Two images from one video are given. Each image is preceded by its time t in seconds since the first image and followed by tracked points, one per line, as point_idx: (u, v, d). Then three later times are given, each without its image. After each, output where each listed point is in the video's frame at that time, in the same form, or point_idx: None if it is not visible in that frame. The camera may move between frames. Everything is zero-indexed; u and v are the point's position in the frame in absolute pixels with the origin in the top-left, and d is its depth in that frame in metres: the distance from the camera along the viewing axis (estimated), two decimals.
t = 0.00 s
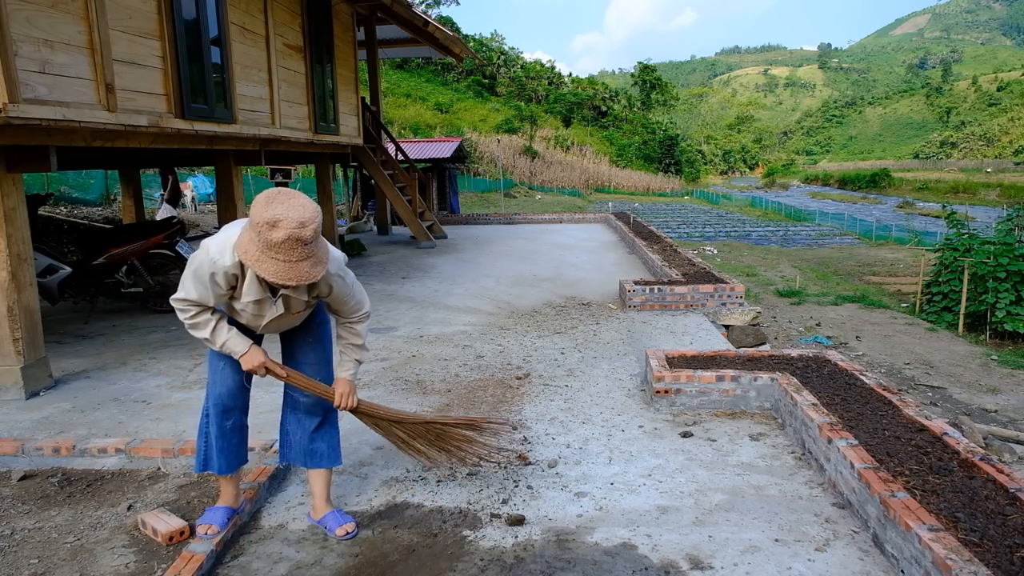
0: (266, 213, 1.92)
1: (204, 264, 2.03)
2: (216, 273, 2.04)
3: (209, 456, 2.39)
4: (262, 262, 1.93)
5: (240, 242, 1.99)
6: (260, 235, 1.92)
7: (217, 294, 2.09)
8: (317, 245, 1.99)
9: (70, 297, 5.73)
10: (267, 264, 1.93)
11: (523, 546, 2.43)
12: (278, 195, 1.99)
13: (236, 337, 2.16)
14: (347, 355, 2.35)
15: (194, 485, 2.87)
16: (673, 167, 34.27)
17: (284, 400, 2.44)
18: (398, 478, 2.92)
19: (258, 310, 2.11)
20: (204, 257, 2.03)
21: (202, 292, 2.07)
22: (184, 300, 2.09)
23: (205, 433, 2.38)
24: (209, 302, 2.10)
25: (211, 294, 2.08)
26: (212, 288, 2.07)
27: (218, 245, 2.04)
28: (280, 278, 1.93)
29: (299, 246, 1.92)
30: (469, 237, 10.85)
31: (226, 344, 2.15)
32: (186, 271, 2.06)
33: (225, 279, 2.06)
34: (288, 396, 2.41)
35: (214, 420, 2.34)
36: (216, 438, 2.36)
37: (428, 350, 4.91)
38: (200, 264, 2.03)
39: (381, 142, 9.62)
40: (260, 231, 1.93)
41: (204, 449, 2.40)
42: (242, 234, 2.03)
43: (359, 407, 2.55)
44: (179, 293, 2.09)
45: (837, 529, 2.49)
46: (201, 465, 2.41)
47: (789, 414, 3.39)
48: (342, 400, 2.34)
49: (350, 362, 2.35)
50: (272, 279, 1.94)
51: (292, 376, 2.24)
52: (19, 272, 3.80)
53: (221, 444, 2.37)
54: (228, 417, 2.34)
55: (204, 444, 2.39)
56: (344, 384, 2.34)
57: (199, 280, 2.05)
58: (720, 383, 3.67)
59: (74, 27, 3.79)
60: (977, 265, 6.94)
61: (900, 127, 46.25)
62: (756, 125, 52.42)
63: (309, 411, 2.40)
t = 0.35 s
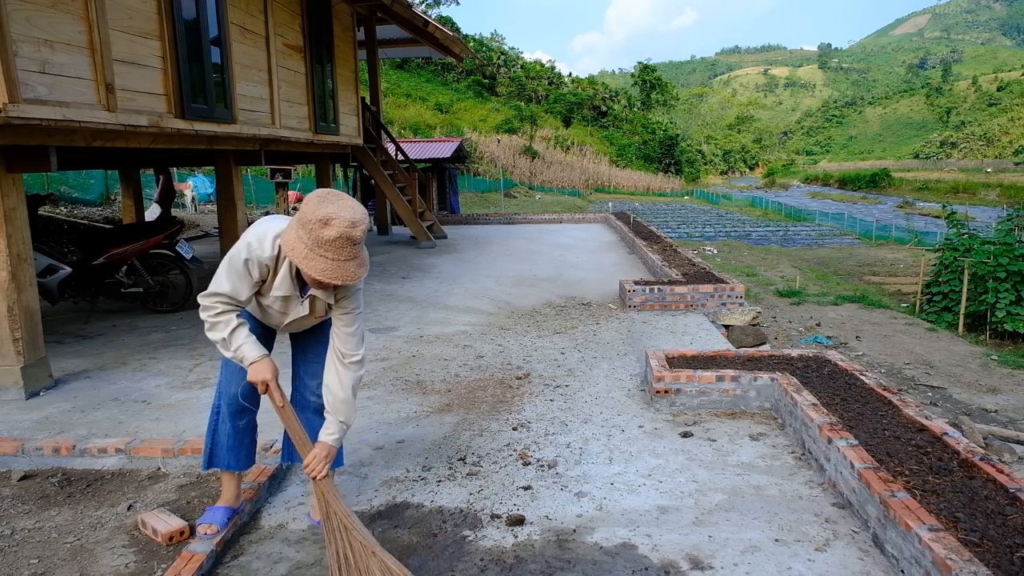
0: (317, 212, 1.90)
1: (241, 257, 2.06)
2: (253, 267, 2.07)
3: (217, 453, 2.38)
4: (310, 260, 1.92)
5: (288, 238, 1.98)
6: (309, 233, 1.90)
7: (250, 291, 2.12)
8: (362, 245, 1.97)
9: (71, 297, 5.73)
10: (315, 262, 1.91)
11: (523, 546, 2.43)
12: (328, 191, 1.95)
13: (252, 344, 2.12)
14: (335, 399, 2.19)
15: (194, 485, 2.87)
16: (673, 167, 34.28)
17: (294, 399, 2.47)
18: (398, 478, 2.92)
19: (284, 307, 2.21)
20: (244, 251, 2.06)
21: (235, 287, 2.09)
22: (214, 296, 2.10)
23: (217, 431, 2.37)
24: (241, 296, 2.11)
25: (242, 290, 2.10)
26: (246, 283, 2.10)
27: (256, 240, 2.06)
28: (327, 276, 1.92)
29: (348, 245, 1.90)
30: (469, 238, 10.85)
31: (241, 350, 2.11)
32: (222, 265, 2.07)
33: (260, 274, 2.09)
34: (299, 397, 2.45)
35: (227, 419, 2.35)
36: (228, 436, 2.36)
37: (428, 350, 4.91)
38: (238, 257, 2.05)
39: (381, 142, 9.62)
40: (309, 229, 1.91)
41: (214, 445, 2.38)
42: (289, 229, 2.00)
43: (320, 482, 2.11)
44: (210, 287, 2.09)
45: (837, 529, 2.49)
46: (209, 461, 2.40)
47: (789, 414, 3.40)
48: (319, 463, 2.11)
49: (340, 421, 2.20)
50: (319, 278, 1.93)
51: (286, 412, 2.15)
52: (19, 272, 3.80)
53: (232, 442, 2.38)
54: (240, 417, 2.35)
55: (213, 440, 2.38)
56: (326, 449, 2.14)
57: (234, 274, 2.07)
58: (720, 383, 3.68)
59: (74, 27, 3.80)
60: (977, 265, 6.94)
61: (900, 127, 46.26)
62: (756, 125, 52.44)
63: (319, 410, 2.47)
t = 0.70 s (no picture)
0: (336, 212, 1.91)
1: (252, 255, 2.04)
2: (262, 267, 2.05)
3: (225, 455, 2.38)
4: (329, 260, 1.92)
5: (305, 239, 1.97)
6: (329, 233, 1.91)
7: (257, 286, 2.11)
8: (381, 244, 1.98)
9: (71, 297, 5.73)
10: (335, 262, 1.92)
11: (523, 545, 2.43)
12: (345, 192, 1.97)
13: (251, 323, 2.14)
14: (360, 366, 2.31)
15: (193, 485, 2.87)
16: (673, 167, 34.28)
17: (304, 401, 2.44)
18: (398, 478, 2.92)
19: (302, 309, 2.16)
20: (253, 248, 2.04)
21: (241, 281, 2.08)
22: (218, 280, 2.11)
23: (227, 432, 2.37)
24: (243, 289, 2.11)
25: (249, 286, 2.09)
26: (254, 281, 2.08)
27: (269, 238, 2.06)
28: (348, 277, 1.93)
29: (368, 245, 1.91)
30: (469, 237, 10.85)
31: (240, 328, 2.14)
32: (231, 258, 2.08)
33: (270, 275, 2.07)
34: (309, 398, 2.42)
35: (238, 421, 2.36)
36: (237, 438, 2.37)
37: (428, 350, 4.91)
38: (248, 254, 2.05)
39: (381, 142, 9.62)
40: (329, 229, 1.91)
41: (223, 446, 2.38)
42: (305, 230, 2.01)
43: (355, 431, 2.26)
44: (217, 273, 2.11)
45: (837, 529, 2.49)
46: (218, 466, 2.39)
47: (789, 414, 3.39)
48: (349, 413, 2.20)
49: (367, 375, 2.30)
50: (339, 278, 1.93)
51: (298, 376, 2.19)
52: (19, 272, 3.80)
53: (242, 445, 2.38)
54: (251, 420, 2.36)
55: (222, 441, 2.38)
56: (355, 399, 2.22)
57: (242, 270, 2.07)
58: (720, 383, 3.67)
59: (74, 27, 3.80)
60: (977, 265, 6.94)
61: (900, 127, 46.27)
62: (756, 125, 52.46)
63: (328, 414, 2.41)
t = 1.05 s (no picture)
0: (363, 207, 1.93)
1: (278, 262, 1.98)
2: (289, 272, 1.99)
3: (229, 459, 2.38)
4: (354, 256, 1.93)
5: (328, 234, 1.97)
6: (355, 228, 1.92)
7: (291, 299, 2.04)
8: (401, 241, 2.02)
9: (71, 297, 5.73)
10: (360, 258, 1.93)
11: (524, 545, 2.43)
12: (369, 187, 1.99)
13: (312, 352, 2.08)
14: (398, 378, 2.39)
15: (194, 485, 2.87)
16: (673, 167, 34.28)
17: (304, 400, 2.43)
18: (398, 478, 2.92)
19: (319, 307, 2.12)
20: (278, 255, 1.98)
21: (276, 296, 2.01)
22: (255, 314, 2.01)
23: (229, 438, 2.36)
24: (284, 306, 2.03)
25: (280, 298, 2.02)
26: (285, 290, 2.02)
27: (291, 240, 2.00)
28: (372, 272, 1.95)
29: (394, 241, 1.94)
30: (469, 237, 10.84)
31: (301, 361, 2.06)
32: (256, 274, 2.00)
33: (297, 278, 2.02)
34: (309, 399, 2.41)
35: (240, 426, 2.34)
36: (239, 442, 2.36)
37: (428, 350, 4.91)
38: (273, 262, 1.98)
39: (381, 142, 9.62)
40: (356, 225, 1.93)
41: (225, 450, 2.38)
42: (326, 225, 2.00)
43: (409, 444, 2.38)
44: (250, 302, 2.00)
45: (837, 529, 2.49)
46: (221, 471, 2.39)
47: (789, 414, 3.39)
48: (406, 425, 2.32)
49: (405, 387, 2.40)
50: (364, 273, 1.95)
51: (363, 399, 2.19)
52: (19, 272, 3.80)
53: (243, 449, 2.37)
54: (253, 424, 2.36)
55: (224, 446, 2.38)
56: (405, 410, 2.35)
57: (272, 283, 1.99)
58: (720, 383, 3.68)
59: (74, 27, 3.79)
60: (977, 265, 6.94)
61: (900, 127, 46.27)
62: (756, 125, 52.48)
63: (330, 414, 2.41)
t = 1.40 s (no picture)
0: (384, 194, 1.91)
1: (293, 256, 1.97)
2: (304, 267, 1.98)
3: (279, 470, 2.29)
4: (379, 243, 1.91)
5: (349, 225, 1.95)
6: (379, 216, 1.90)
7: (303, 291, 2.03)
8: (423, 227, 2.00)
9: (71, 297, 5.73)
10: (385, 245, 1.91)
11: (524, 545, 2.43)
12: (389, 176, 1.98)
13: (316, 336, 2.08)
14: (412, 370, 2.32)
15: (194, 485, 2.87)
16: (673, 167, 34.28)
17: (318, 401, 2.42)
18: (398, 478, 2.92)
19: (339, 303, 2.12)
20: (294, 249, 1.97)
21: (287, 288, 2.01)
22: (262, 302, 2.03)
23: (277, 449, 2.26)
24: (292, 299, 2.04)
25: (293, 292, 2.02)
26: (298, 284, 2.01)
27: (308, 236, 1.99)
28: (397, 259, 1.92)
29: (417, 225, 1.92)
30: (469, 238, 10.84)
31: (303, 345, 2.07)
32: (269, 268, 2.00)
33: (313, 273, 2.00)
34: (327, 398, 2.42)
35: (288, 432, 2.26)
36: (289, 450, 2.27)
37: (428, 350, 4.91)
38: (287, 256, 1.98)
39: (381, 142, 9.61)
40: (378, 212, 1.91)
41: (274, 462, 2.28)
42: (346, 217, 1.97)
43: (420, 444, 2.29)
44: (259, 290, 2.02)
45: (837, 529, 2.49)
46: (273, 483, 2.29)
47: (789, 414, 3.40)
48: (415, 421, 2.18)
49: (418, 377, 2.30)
50: (390, 259, 1.92)
51: (364, 388, 2.12)
52: (19, 272, 3.80)
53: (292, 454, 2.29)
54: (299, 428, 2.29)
55: (273, 458, 2.27)
56: (415, 405, 2.22)
57: (283, 277, 1.99)
58: (720, 383, 3.68)
59: (74, 27, 3.80)
60: (977, 265, 6.94)
61: (900, 127, 46.24)
62: (756, 125, 52.49)
63: (340, 415, 2.45)
